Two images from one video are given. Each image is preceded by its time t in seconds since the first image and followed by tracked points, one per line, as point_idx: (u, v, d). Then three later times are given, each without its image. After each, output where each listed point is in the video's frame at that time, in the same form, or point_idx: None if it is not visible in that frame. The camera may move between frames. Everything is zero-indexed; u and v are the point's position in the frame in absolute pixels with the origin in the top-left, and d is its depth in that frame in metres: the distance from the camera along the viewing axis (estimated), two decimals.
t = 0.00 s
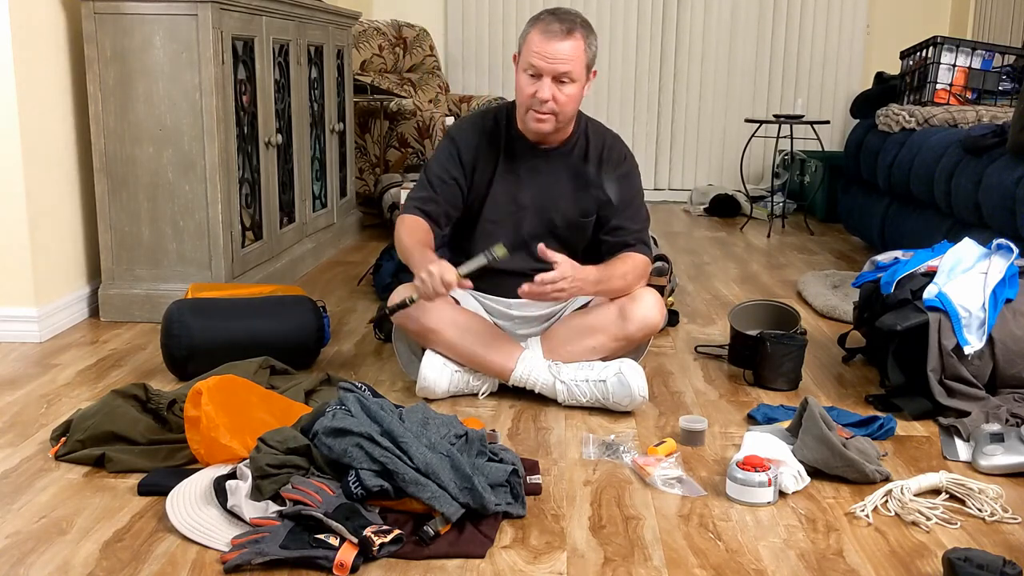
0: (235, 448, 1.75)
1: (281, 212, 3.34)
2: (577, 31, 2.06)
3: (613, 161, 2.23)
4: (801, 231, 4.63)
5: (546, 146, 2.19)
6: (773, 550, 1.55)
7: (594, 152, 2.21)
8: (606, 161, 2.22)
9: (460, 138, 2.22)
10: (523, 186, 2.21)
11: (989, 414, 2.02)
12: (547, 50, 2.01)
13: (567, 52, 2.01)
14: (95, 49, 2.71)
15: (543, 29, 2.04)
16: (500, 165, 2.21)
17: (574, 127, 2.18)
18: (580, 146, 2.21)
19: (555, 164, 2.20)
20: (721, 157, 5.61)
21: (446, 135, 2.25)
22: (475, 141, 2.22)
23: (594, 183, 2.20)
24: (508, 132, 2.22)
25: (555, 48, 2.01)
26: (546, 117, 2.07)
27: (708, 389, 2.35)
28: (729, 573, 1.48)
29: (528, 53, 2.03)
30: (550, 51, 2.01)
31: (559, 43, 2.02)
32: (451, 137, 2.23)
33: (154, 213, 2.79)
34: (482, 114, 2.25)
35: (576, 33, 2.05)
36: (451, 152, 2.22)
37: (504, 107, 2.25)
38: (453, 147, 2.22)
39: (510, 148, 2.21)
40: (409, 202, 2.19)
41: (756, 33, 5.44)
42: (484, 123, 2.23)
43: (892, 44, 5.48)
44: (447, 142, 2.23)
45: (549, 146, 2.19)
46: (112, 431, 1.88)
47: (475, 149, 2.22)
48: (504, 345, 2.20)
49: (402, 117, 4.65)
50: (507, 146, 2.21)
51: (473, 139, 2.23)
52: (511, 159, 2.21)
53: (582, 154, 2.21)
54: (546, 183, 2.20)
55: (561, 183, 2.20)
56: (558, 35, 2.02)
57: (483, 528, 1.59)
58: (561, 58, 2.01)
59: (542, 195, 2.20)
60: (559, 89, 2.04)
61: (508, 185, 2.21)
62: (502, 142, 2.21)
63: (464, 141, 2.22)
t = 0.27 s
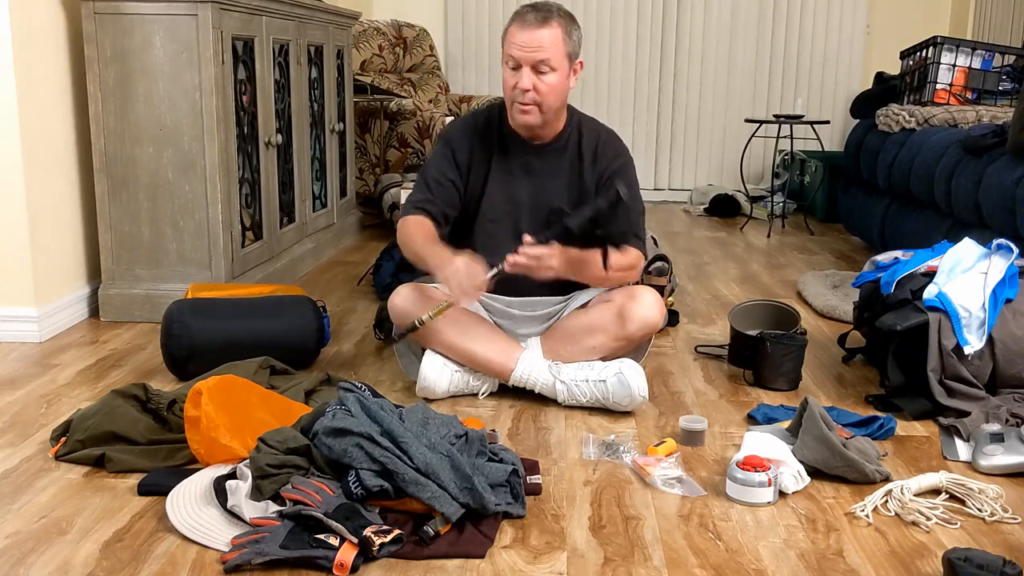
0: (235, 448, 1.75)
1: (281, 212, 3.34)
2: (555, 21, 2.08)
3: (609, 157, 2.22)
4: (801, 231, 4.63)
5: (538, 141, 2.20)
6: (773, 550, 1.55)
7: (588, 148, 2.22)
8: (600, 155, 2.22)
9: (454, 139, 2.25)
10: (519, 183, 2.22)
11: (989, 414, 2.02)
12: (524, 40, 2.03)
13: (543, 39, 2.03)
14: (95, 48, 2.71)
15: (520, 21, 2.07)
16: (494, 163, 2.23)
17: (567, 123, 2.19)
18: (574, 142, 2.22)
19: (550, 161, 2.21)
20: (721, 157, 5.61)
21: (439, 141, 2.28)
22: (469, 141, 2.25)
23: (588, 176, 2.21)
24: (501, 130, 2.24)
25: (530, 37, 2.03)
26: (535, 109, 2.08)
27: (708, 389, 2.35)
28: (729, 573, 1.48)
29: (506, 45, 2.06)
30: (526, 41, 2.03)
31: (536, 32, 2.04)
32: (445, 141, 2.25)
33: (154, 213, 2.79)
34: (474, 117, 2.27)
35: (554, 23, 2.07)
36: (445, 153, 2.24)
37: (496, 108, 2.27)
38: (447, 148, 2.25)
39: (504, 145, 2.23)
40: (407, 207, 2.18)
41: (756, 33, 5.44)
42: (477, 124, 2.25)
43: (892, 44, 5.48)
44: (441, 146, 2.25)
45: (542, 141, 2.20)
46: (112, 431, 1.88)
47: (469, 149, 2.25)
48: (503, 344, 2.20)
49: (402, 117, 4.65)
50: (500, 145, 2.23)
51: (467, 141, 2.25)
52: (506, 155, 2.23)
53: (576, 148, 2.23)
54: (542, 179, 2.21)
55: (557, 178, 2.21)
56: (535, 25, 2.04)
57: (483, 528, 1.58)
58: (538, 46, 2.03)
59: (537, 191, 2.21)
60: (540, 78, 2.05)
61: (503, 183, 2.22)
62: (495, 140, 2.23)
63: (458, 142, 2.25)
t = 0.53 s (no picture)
0: (235, 447, 1.75)
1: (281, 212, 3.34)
2: (569, 16, 2.08)
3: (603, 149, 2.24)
4: (802, 231, 4.63)
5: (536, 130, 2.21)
6: (773, 550, 1.55)
7: (580, 135, 2.24)
8: (592, 143, 2.24)
9: (451, 126, 2.25)
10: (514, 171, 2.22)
11: (989, 414, 2.02)
12: (544, 30, 2.02)
13: (561, 33, 2.03)
14: (95, 48, 2.71)
15: (537, 11, 2.05)
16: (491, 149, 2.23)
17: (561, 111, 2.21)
18: (567, 129, 2.24)
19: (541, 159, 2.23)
20: (722, 157, 5.61)
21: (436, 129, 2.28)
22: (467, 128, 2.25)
23: (579, 163, 2.23)
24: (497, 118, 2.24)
25: (549, 29, 2.03)
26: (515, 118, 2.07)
27: (708, 389, 2.35)
28: (729, 573, 1.48)
29: (522, 32, 2.04)
30: (547, 31, 2.02)
31: (553, 24, 2.03)
32: (441, 128, 2.25)
33: (154, 213, 2.79)
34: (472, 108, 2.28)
35: (569, 17, 2.07)
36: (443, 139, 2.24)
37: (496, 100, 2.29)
38: (443, 135, 2.25)
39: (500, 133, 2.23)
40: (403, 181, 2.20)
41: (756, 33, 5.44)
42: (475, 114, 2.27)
43: (892, 44, 5.48)
44: (438, 133, 2.25)
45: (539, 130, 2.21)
46: (112, 431, 1.88)
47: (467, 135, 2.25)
48: (503, 344, 2.20)
49: (402, 117, 4.65)
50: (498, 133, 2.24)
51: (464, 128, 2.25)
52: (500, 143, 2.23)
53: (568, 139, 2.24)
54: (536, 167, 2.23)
55: (550, 166, 2.23)
56: (553, 17, 2.04)
57: (483, 528, 1.58)
58: (558, 38, 2.03)
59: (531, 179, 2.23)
60: (555, 70, 2.06)
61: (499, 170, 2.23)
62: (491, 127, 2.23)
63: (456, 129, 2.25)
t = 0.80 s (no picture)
0: (235, 448, 1.75)
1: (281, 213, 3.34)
2: (580, 16, 2.09)
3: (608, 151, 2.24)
4: (801, 231, 4.63)
5: (541, 127, 2.22)
6: (772, 550, 1.55)
7: (581, 133, 2.23)
8: (593, 141, 2.23)
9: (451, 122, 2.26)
10: (514, 167, 2.23)
11: (989, 414, 2.02)
12: (553, 30, 2.03)
13: (571, 33, 2.04)
14: (95, 49, 2.71)
15: (548, 9, 2.06)
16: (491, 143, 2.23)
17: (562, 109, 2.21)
18: (568, 128, 2.24)
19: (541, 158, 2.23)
20: (721, 157, 5.61)
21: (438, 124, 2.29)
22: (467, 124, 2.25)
23: (579, 160, 2.22)
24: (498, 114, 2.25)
25: (560, 29, 2.03)
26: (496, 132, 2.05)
27: (708, 389, 2.35)
28: (729, 573, 1.48)
29: (532, 30, 2.05)
30: (555, 31, 2.03)
31: (563, 24, 2.04)
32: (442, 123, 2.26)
33: (154, 213, 2.79)
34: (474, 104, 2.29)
35: (579, 17, 2.08)
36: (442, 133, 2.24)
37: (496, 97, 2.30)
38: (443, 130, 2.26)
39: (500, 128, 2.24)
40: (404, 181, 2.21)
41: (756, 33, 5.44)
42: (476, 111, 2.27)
43: (892, 44, 5.48)
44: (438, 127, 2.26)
45: (544, 127, 2.22)
46: (112, 431, 1.88)
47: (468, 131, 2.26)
48: (504, 344, 2.20)
49: (402, 117, 4.65)
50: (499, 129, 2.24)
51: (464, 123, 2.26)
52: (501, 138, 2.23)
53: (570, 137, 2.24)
54: (535, 164, 2.23)
55: (549, 163, 2.23)
56: (563, 17, 2.04)
57: (483, 528, 1.58)
58: (566, 39, 2.03)
59: (530, 175, 2.23)
60: (561, 69, 2.07)
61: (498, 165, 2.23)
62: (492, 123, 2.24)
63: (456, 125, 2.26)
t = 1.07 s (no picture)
0: (235, 448, 1.75)
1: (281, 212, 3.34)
2: (580, 18, 2.08)
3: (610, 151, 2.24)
4: (801, 231, 4.63)
5: (543, 129, 2.22)
6: (773, 551, 1.55)
7: (588, 135, 2.24)
8: (600, 144, 2.24)
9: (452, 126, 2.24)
10: (519, 169, 2.23)
11: (989, 414, 2.02)
12: (551, 33, 2.03)
13: (570, 36, 2.04)
14: (95, 48, 2.71)
15: (548, 11, 2.06)
16: (495, 147, 2.23)
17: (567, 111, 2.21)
18: (574, 129, 2.25)
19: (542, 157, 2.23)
20: (721, 157, 5.61)
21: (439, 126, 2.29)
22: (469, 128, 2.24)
23: (588, 163, 2.23)
24: (501, 115, 2.25)
25: (559, 32, 2.03)
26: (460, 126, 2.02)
27: (708, 388, 2.35)
28: (729, 573, 1.48)
29: (531, 33, 2.05)
30: (553, 34, 2.03)
31: (563, 27, 2.04)
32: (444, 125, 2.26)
33: (154, 213, 2.79)
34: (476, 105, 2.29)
35: (578, 19, 2.07)
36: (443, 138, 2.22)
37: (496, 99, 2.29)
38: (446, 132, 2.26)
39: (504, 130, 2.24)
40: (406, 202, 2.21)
41: (756, 33, 5.44)
42: (477, 114, 2.27)
43: (892, 44, 5.48)
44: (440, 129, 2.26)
45: (546, 129, 2.22)
46: (112, 431, 1.88)
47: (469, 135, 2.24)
48: (504, 344, 2.20)
49: (402, 117, 4.65)
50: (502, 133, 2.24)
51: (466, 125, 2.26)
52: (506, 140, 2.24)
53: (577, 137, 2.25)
54: (541, 165, 2.22)
55: (556, 163, 2.23)
56: (562, 20, 2.04)
57: (483, 528, 1.58)
58: (564, 41, 2.03)
59: (537, 177, 2.23)
60: (560, 72, 2.07)
61: (504, 168, 2.23)
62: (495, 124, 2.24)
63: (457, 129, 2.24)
